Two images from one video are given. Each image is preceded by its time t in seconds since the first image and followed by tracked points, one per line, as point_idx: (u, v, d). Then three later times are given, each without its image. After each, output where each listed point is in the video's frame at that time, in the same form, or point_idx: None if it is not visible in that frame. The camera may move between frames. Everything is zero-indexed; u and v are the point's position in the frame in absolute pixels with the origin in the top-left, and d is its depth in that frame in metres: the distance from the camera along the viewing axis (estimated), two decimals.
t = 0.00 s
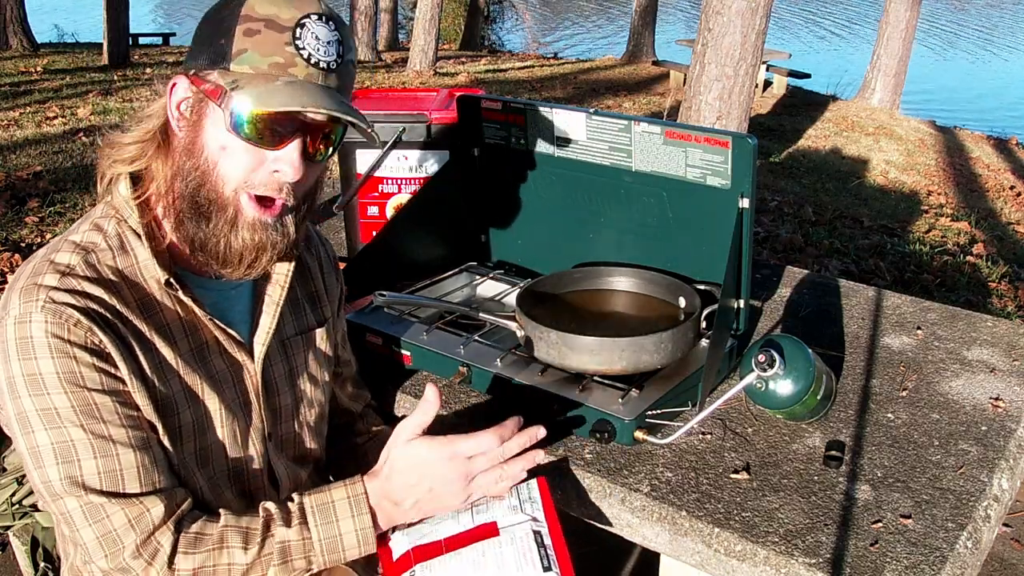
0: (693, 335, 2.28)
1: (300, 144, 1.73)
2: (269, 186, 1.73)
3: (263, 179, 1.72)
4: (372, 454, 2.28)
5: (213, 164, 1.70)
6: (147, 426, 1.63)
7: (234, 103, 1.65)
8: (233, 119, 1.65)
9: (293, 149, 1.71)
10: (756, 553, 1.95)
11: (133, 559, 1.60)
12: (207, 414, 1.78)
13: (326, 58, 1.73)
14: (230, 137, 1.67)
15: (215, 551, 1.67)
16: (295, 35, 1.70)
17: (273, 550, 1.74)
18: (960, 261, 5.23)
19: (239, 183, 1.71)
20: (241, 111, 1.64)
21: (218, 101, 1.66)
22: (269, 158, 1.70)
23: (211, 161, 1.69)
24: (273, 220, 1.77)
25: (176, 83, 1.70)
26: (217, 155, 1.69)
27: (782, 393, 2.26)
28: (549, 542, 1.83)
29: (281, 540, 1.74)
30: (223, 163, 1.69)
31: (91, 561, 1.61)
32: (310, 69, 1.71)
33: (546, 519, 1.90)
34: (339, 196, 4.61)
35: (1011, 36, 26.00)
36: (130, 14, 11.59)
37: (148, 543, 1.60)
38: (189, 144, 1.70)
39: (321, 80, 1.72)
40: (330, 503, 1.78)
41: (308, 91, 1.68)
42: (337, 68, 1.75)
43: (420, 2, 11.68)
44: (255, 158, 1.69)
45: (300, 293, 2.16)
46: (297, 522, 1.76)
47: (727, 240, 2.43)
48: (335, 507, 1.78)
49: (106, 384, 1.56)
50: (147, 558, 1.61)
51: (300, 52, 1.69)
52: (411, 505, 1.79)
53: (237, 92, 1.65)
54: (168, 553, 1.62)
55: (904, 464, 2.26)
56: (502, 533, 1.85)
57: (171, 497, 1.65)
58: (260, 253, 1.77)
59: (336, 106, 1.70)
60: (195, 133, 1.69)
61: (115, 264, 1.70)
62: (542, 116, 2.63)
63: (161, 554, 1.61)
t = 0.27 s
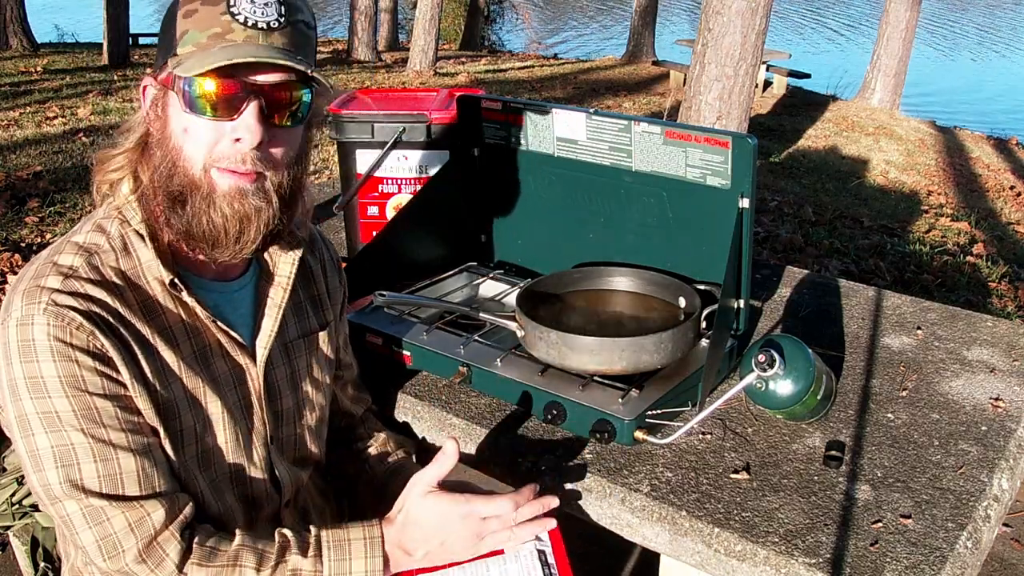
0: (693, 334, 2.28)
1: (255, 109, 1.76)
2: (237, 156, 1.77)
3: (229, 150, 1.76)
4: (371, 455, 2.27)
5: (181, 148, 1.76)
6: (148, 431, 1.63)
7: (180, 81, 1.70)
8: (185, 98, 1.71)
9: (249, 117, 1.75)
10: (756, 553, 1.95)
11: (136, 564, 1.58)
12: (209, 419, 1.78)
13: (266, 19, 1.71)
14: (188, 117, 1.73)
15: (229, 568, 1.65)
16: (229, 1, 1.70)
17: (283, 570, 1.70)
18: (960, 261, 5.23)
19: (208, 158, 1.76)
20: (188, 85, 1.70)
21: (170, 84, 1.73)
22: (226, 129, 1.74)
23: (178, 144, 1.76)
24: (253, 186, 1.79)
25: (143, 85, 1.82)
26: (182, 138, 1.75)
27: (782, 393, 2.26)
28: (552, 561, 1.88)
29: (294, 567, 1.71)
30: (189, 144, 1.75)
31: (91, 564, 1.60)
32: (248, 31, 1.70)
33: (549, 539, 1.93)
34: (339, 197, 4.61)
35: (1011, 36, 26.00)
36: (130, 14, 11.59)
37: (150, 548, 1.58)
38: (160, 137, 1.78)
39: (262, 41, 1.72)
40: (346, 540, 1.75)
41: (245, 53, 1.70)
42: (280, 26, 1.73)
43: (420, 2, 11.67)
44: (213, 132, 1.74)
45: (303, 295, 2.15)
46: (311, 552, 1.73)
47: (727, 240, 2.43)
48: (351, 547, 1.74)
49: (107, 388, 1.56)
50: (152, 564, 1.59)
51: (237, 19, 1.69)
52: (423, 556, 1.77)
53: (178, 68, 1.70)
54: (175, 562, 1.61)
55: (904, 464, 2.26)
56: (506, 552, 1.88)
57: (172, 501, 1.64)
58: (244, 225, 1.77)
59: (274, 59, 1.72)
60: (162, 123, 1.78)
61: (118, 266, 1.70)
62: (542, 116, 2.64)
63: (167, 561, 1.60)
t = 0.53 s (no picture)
0: (693, 334, 2.28)
1: (243, 113, 1.75)
2: (227, 161, 1.77)
3: (218, 154, 1.76)
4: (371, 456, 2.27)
5: (171, 154, 1.76)
6: (147, 433, 1.63)
7: (166, 89, 1.71)
8: (173, 105, 1.72)
9: (236, 124, 1.74)
10: (756, 553, 1.95)
11: (131, 566, 1.58)
12: (209, 420, 1.78)
13: (250, 22, 1.73)
14: (177, 124, 1.74)
15: (222, 567, 1.63)
16: (213, 6, 1.71)
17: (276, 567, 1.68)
18: (960, 261, 5.23)
19: (199, 164, 1.76)
20: (175, 91, 1.70)
21: (159, 91, 1.74)
22: (213, 136, 1.74)
23: (167, 149, 1.77)
24: (245, 196, 1.79)
25: (138, 88, 1.84)
26: (171, 143, 1.76)
27: (782, 393, 2.26)
28: (534, 559, 1.87)
29: (287, 564, 1.69)
30: (178, 150, 1.76)
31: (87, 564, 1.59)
32: (233, 36, 1.72)
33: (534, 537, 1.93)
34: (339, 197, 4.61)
35: (1011, 36, 26.01)
36: (130, 14, 11.59)
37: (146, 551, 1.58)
38: (152, 142, 1.79)
39: (247, 46, 1.73)
40: (340, 535, 1.73)
41: (229, 60, 1.70)
42: (266, 28, 1.74)
43: (420, 2, 11.67)
44: (201, 139, 1.74)
45: (302, 295, 2.14)
46: (305, 547, 1.71)
47: (727, 240, 2.43)
48: (345, 541, 1.72)
49: (106, 391, 1.56)
50: (147, 567, 1.59)
51: (221, 24, 1.71)
52: (419, 549, 1.73)
53: (164, 77, 1.71)
54: (169, 563, 1.60)
55: (904, 464, 2.26)
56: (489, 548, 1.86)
57: (170, 504, 1.64)
58: (236, 232, 1.77)
59: (259, 64, 1.72)
60: (154, 129, 1.79)
61: (118, 267, 1.70)
62: (542, 116, 2.64)
63: (161, 563, 1.59)
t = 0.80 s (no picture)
0: (693, 334, 2.28)
1: (241, 112, 1.75)
2: (226, 162, 1.77)
3: (217, 156, 1.76)
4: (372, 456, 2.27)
5: (170, 155, 1.76)
6: (150, 433, 1.63)
7: (163, 90, 1.71)
8: (170, 105, 1.72)
9: (234, 122, 1.74)
10: (756, 553, 1.95)
11: (138, 568, 1.58)
12: (210, 418, 1.77)
13: (245, 21, 1.72)
14: (174, 124, 1.74)
15: (227, 565, 1.65)
16: (207, 6, 1.71)
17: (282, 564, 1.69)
18: (960, 261, 5.23)
19: (198, 165, 1.76)
20: (173, 91, 1.70)
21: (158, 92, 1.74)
22: (212, 135, 1.74)
23: (167, 150, 1.76)
24: (245, 193, 1.78)
25: (133, 91, 1.84)
26: (171, 144, 1.76)
27: (782, 393, 2.26)
28: (524, 537, 1.85)
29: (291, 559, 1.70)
30: (178, 151, 1.75)
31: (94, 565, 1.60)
32: (228, 35, 1.72)
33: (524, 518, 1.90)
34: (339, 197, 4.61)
35: (1011, 36, 26.01)
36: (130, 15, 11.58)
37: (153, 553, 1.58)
38: (150, 144, 1.79)
39: (242, 44, 1.73)
40: (345, 525, 1.73)
41: (224, 59, 1.69)
42: (261, 27, 1.74)
43: (420, 2, 11.67)
44: (200, 138, 1.74)
45: (300, 296, 2.14)
46: (310, 541, 1.72)
47: (727, 240, 2.43)
48: (349, 531, 1.73)
49: (109, 391, 1.56)
50: (153, 568, 1.59)
51: (216, 23, 1.70)
52: (428, 534, 1.73)
53: (160, 77, 1.71)
54: (175, 564, 1.60)
55: (904, 464, 2.26)
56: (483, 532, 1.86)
57: (175, 504, 1.64)
58: (237, 229, 1.76)
59: (254, 62, 1.72)
60: (152, 131, 1.79)
61: (117, 268, 1.69)
62: (542, 116, 2.64)
63: (167, 564, 1.60)
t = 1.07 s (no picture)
0: (693, 334, 2.30)
1: (224, 118, 1.75)
2: (207, 167, 1.77)
3: (199, 159, 1.77)
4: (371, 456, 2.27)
5: (154, 156, 1.77)
6: (143, 437, 1.61)
7: (148, 92, 1.71)
8: (154, 107, 1.72)
9: (216, 128, 1.74)
10: (756, 553, 1.94)
11: (130, 569, 1.55)
12: (202, 420, 1.75)
13: (233, 27, 1.71)
14: (158, 126, 1.74)
15: (214, 559, 1.62)
16: (196, 9, 1.69)
17: (270, 555, 1.67)
18: (960, 261, 5.23)
19: (180, 168, 1.76)
20: (157, 94, 1.70)
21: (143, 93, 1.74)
22: (195, 140, 1.75)
23: (150, 150, 1.77)
24: (227, 196, 1.78)
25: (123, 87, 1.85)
26: (154, 145, 1.76)
27: (782, 393, 2.26)
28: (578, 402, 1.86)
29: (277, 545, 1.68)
30: (160, 152, 1.76)
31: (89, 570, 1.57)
32: (214, 40, 1.70)
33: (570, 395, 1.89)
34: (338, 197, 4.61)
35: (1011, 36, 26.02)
36: (130, 15, 11.58)
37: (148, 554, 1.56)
38: (137, 143, 1.80)
39: (228, 50, 1.72)
40: (326, 507, 1.71)
41: (206, 65, 1.68)
42: (248, 33, 1.72)
43: (420, 2, 11.67)
44: (183, 142, 1.75)
45: (295, 293, 2.11)
46: (292, 525, 1.70)
47: (727, 240, 2.43)
48: (331, 513, 1.71)
49: (101, 396, 1.54)
50: (145, 568, 1.56)
51: (203, 28, 1.69)
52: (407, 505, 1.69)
53: (145, 79, 1.71)
54: (166, 562, 1.57)
55: (905, 464, 2.26)
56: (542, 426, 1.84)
57: (169, 506, 1.61)
58: (218, 233, 1.75)
59: (235, 70, 1.70)
60: (139, 130, 1.80)
61: (108, 272, 1.68)
62: (542, 116, 2.63)
63: (159, 564, 1.57)
